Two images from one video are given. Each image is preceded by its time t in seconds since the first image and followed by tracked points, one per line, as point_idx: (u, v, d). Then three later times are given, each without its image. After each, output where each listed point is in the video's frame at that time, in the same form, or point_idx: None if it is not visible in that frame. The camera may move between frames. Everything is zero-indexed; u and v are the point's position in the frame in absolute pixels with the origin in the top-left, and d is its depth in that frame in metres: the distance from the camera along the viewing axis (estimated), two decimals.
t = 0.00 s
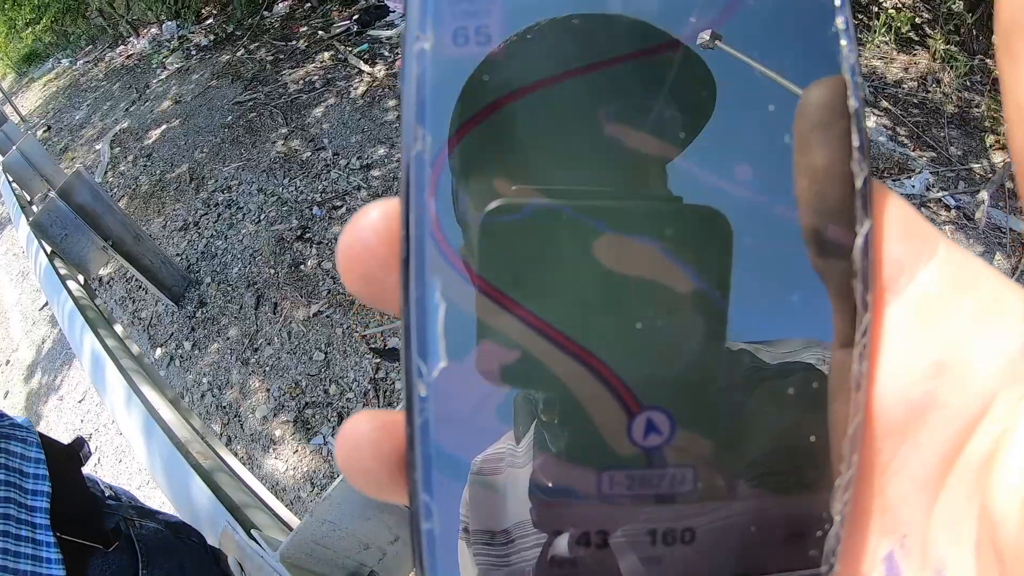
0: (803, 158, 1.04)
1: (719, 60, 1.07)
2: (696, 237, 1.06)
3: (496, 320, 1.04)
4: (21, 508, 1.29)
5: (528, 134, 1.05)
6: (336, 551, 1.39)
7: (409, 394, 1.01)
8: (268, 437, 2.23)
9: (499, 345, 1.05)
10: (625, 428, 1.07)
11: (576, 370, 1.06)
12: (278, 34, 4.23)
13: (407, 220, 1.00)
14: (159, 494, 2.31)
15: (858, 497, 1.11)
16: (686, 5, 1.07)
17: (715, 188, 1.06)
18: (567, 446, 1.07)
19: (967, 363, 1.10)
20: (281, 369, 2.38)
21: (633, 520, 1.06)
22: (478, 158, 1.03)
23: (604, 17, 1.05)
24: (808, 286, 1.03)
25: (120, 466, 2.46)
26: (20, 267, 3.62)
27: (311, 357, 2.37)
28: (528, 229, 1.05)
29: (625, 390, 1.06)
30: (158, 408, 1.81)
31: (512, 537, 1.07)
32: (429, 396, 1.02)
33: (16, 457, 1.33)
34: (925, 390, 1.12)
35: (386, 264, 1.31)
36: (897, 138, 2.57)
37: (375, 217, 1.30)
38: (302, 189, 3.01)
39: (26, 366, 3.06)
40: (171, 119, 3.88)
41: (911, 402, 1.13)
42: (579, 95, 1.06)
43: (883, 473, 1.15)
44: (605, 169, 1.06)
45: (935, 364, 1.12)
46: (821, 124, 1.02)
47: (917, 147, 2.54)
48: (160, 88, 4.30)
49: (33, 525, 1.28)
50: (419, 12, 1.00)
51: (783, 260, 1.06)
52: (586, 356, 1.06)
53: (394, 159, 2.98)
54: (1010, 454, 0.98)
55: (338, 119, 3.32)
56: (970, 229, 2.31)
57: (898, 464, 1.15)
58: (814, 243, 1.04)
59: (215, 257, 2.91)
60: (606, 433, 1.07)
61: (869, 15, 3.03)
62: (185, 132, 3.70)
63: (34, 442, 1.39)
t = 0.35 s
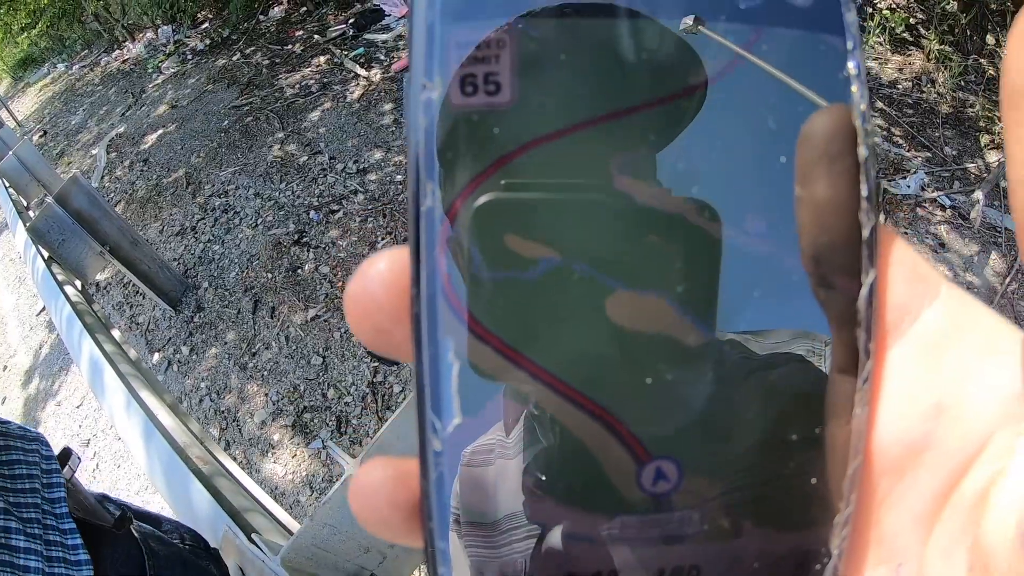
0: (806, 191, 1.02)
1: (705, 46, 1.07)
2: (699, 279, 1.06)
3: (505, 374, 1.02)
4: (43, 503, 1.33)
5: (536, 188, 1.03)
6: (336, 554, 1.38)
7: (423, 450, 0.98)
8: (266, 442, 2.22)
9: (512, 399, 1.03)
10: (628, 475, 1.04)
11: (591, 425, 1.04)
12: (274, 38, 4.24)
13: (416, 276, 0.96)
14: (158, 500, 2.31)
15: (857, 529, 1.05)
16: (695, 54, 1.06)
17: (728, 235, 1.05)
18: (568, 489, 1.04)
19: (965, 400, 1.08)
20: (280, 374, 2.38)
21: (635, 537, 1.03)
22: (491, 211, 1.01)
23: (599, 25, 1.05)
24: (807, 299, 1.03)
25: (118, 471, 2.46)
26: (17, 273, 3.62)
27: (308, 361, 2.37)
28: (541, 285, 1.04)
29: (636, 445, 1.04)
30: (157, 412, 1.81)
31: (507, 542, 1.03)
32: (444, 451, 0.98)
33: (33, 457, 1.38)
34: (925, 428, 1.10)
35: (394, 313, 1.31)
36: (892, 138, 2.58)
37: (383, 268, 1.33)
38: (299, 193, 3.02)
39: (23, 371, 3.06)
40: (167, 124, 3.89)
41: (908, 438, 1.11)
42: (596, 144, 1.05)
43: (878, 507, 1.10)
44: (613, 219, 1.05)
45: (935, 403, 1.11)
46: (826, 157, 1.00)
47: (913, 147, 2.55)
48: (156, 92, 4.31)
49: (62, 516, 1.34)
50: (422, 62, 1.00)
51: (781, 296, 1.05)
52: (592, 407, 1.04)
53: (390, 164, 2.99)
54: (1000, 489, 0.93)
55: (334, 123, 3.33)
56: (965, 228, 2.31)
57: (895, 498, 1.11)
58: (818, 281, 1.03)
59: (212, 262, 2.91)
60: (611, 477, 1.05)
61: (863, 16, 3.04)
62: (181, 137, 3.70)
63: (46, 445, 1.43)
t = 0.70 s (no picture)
0: (800, 206, 1.04)
1: (706, 54, 1.07)
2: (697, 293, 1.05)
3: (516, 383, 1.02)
4: (31, 511, 1.34)
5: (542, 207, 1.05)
6: (337, 556, 1.40)
7: (438, 454, 0.99)
8: (266, 444, 2.22)
9: (521, 405, 1.03)
10: (637, 477, 1.04)
11: (593, 430, 1.04)
12: (272, 40, 4.24)
13: (432, 291, 1.00)
14: (157, 503, 2.31)
15: (849, 526, 1.07)
16: (693, 80, 1.07)
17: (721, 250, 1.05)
18: (572, 491, 1.05)
19: (950, 407, 1.08)
20: (279, 376, 2.38)
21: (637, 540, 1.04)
22: (498, 226, 1.03)
23: (598, 31, 1.06)
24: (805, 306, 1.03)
25: (116, 474, 2.45)
26: (15, 276, 3.62)
27: (308, 364, 2.37)
28: (549, 299, 1.05)
29: (639, 446, 1.04)
30: (156, 414, 1.81)
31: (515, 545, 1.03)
32: (460, 454, 0.99)
33: (10, 466, 1.37)
34: (911, 433, 1.10)
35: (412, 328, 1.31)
36: (891, 139, 2.58)
37: (399, 282, 1.32)
38: (298, 195, 3.02)
39: (21, 374, 3.05)
40: (165, 126, 3.88)
41: (894, 443, 1.11)
42: (603, 166, 1.06)
43: (869, 507, 1.11)
44: (617, 236, 1.06)
45: (920, 409, 1.10)
46: (818, 172, 1.03)
47: (911, 147, 2.55)
48: (155, 95, 4.31)
49: (51, 518, 1.35)
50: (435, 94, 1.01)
51: (777, 310, 1.05)
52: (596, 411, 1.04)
53: (389, 166, 2.99)
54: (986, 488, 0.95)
55: (332, 125, 3.33)
56: (964, 228, 2.31)
57: (884, 500, 1.11)
58: (811, 292, 1.04)
59: (211, 264, 2.91)
60: (609, 487, 1.04)
61: (861, 17, 3.05)
62: (180, 139, 3.70)
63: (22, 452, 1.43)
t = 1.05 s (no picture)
0: (795, 210, 1.03)
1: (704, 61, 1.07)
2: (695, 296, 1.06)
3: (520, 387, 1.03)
4: (35, 517, 1.34)
5: (542, 212, 1.05)
6: (337, 554, 1.40)
7: (441, 456, 1.00)
8: (265, 443, 2.22)
9: (525, 409, 1.03)
10: (637, 475, 1.05)
11: (595, 430, 1.05)
12: (272, 39, 4.24)
13: (433, 294, 0.99)
14: (156, 502, 2.31)
15: (846, 523, 1.06)
16: (692, 86, 1.06)
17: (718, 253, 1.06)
18: (574, 492, 1.06)
19: (945, 405, 1.08)
20: (279, 375, 2.37)
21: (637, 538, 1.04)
22: (499, 231, 1.03)
23: (600, 27, 1.06)
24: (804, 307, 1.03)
25: (116, 473, 2.45)
26: (15, 275, 3.62)
27: (307, 363, 2.37)
28: (551, 302, 1.05)
29: (638, 446, 1.05)
30: (154, 413, 1.80)
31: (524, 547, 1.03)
32: (461, 456, 1.00)
33: (9, 472, 1.37)
34: (907, 431, 1.10)
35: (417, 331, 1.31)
36: (891, 138, 2.58)
37: (402, 286, 1.32)
38: (298, 194, 3.01)
39: (21, 373, 3.05)
40: (165, 125, 3.88)
41: (891, 441, 1.11)
42: (597, 173, 1.06)
43: (866, 505, 1.10)
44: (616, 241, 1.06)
45: (914, 407, 1.10)
46: (812, 175, 1.01)
47: (911, 147, 2.55)
48: (154, 94, 4.31)
49: (54, 522, 1.35)
50: (438, 101, 1.00)
51: (775, 313, 1.04)
52: (599, 416, 1.05)
53: (390, 165, 2.99)
54: (985, 484, 0.95)
55: (332, 125, 3.32)
56: (964, 227, 2.31)
57: (880, 498, 1.10)
58: (807, 293, 1.03)
59: (210, 263, 2.91)
60: (608, 487, 1.05)
61: (861, 16, 3.05)
62: (179, 138, 3.70)
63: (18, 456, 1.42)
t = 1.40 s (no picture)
0: (791, 212, 1.02)
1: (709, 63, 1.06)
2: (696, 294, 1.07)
3: (535, 383, 1.03)
4: (44, 515, 1.34)
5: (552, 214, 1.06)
6: (338, 550, 1.40)
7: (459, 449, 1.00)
8: (265, 440, 2.22)
9: (535, 400, 1.03)
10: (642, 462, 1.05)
11: (603, 422, 1.05)
12: (273, 37, 4.24)
13: (452, 294, 1.00)
14: (157, 498, 2.31)
15: (842, 519, 1.04)
16: (694, 98, 1.07)
17: (717, 255, 1.06)
18: (583, 481, 1.06)
19: (938, 399, 1.07)
20: (279, 373, 2.37)
21: (644, 530, 1.03)
22: (511, 233, 1.03)
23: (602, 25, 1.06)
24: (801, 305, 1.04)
25: (117, 470, 2.45)
26: (16, 272, 3.62)
27: (308, 360, 2.37)
28: (560, 301, 1.06)
29: (646, 437, 1.05)
30: (156, 409, 1.81)
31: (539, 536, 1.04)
32: (479, 446, 1.00)
33: (16, 469, 1.35)
34: (901, 423, 1.09)
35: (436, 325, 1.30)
36: (892, 138, 2.59)
37: (419, 287, 1.31)
38: (299, 192, 3.02)
39: (21, 371, 3.05)
40: (166, 123, 3.89)
41: (885, 433, 1.09)
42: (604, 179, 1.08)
43: (862, 499, 1.08)
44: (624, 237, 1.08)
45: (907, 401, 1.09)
46: (806, 179, 1.00)
47: (912, 147, 2.55)
48: (155, 92, 4.31)
49: (62, 519, 1.35)
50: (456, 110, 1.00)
51: (778, 314, 1.04)
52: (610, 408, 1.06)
53: (391, 163, 2.99)
54: (977, 479, 0.94)
55: (333, 123, 3.33)
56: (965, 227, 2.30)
57: (876, 489, 1.09)
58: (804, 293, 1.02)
59: (212, 261, 2.91)
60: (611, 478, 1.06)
61: (862, 17, 3.05)
62: (180, 136, 3.70)
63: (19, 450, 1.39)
